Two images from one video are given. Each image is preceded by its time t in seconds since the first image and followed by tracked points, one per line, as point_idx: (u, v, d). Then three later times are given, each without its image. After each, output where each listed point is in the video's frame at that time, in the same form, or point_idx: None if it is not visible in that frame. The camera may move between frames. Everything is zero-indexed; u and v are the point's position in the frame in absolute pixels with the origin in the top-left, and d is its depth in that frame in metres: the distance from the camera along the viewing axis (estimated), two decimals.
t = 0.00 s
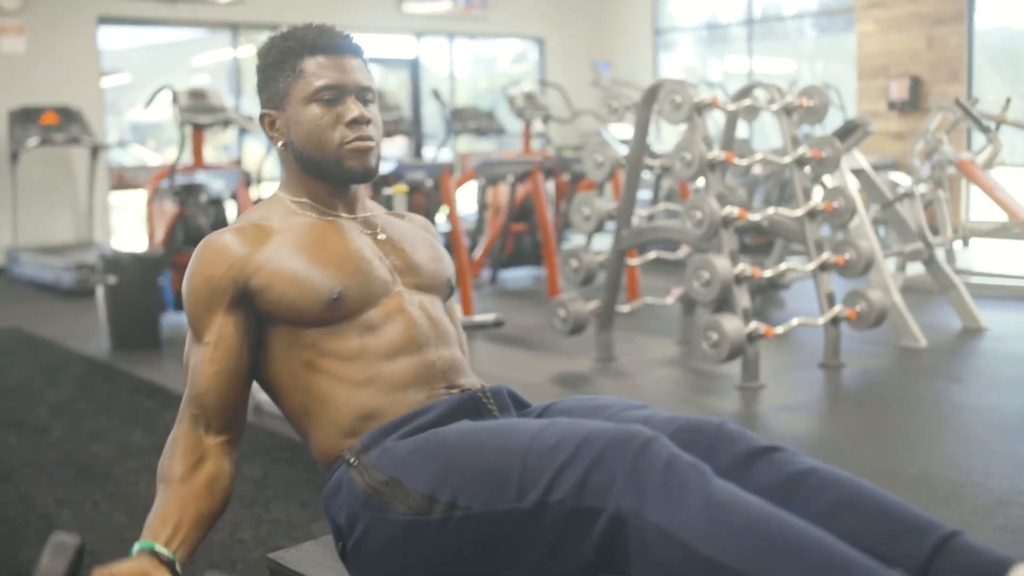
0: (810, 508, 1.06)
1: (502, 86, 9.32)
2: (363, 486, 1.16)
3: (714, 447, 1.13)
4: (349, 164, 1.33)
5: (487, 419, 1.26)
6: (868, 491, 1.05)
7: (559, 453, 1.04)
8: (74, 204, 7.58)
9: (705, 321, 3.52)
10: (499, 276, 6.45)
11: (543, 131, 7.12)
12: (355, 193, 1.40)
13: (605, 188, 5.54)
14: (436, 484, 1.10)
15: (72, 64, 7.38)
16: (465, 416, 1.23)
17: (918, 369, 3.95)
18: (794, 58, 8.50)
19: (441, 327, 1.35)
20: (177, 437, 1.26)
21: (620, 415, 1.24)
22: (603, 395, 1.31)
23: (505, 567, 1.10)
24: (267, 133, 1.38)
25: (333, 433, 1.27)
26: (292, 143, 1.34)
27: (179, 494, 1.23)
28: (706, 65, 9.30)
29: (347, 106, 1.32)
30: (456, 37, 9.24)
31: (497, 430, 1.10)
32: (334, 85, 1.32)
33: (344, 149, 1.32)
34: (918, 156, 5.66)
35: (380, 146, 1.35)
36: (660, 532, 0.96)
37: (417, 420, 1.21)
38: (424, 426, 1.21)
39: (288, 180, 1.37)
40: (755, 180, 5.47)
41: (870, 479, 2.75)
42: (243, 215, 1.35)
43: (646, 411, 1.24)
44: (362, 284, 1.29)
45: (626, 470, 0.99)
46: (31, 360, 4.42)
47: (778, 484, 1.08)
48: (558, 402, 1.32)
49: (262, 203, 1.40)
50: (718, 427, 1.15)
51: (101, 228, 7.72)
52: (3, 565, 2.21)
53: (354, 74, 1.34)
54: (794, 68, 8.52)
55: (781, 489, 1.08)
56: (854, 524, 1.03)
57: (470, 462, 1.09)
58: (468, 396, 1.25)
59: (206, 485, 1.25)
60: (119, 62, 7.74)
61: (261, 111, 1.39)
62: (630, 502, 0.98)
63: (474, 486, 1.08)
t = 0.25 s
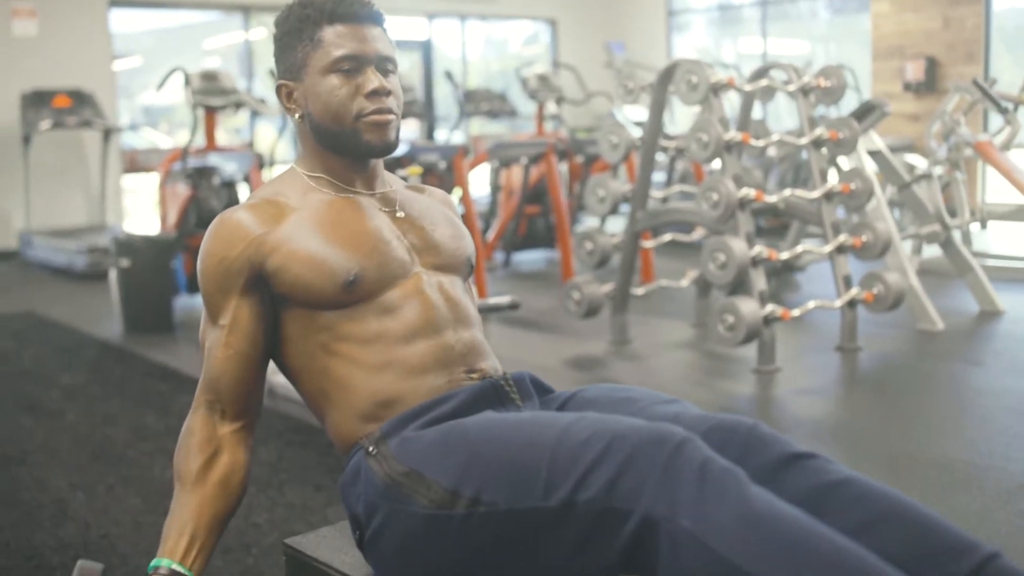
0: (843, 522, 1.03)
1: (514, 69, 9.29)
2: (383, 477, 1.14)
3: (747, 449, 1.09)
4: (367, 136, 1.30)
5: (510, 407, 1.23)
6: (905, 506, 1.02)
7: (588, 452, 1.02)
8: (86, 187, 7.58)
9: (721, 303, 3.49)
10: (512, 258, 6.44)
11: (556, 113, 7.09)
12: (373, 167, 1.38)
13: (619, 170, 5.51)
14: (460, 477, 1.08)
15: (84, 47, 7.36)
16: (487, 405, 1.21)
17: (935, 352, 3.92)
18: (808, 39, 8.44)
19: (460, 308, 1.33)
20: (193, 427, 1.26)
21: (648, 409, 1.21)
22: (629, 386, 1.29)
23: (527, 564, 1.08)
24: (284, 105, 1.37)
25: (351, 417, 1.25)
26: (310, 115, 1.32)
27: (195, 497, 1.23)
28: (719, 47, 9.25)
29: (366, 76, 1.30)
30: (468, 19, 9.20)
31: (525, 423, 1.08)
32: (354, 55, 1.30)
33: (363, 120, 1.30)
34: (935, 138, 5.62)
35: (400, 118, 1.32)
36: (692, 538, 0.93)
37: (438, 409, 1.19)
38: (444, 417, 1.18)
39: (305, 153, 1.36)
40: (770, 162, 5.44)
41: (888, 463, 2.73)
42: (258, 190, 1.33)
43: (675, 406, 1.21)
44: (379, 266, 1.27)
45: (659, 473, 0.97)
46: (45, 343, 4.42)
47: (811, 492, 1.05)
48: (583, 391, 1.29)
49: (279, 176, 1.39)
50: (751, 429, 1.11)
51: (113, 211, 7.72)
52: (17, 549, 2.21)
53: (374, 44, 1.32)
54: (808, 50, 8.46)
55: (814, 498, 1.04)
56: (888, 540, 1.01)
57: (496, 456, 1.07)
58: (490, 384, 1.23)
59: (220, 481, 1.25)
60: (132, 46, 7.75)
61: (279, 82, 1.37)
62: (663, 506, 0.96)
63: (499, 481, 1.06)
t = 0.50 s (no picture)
0: (866, 528, 1.01)
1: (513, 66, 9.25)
2: (390, 481, 1.11)
3: (767, 455, 1.08)
4: (360, 151, 1.28)
5: (520, 411, 1.20)
6: (930, 512, 1.00)
7: (603, 457, 1.00)
8: (84, 184, 7.55)
9: (723, 303, 3.47)
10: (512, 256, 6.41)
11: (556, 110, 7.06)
12: (367, 178, 1.35)
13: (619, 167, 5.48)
14: (470, 482, 1.06)
15: (81, 43, 7.33)
16: (494, 409, 1.19)
17: (938, 351, 3.90)
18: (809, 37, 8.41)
19: (460, 315, 1.30)
20: (192, 415, 1.22)
21: (663, 412, 1.18)
22: (642, 388, 1.26)
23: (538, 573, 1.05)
24: (275, 117, 1.34)
25: (354, 425, 1.22)
26: (303, 127, 1.30)
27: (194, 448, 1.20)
28: (720, 44, 9.22)
29: (360, 91, 1.28)
30: (468, 16, 9.16)
31: (536, 427, 1.06)
32: (348, 67, 1.28)
33: (355, 134, 1.28)
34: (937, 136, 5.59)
35: (392, 132, 1.30)
36: (713, 546, 0.92)
37: (445, 414, 1.16)
38: (451, 420, 1.16)
39: (297, 165, 1.33)
40: (771, 160, 5.41)
41: (893, 463, 2.71)
42: (250, 202, 1.31)
43: (693, 409, 1.18)
44: (374, 272, 1.24)
45: (677, 478, 0.95)
46: (42, 341, 4.39)
47: (833, 498, 1.03)
48: (594, 394, 1.27)
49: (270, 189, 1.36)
50: (771, 433, 1.09)
51: (112, 209, 7.69)
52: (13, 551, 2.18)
53: (368, 56, 1.30)
54: (808, 47, 8.43)
55: (836, 504, 1.03)
56: (913, 547, 0.99)
57: (506, 461, 1.04)
58: (499, 387, 1.20)
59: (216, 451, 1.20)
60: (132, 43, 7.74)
61: (270, 94, 1.34)
62: (681, 512, 0.94)
63: (512, 486, 1.03)
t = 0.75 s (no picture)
0: (876, 522, 0.99)
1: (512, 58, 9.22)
2: (390, 479, 1.09)
3: (773, 449, 1.06)
4: (368, 135, 1.26)
5: (521, 407, 1.19)
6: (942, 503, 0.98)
7: (607, 454, 0.98)
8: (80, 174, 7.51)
9: (724, 298, 3.45)
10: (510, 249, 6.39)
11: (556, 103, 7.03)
12: (375, 163, 1.33)
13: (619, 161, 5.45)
14: (471, 482, 1.03)
15: (78, 31, 7.29)
16: (497, 406, 1.17)
17: (938, 348, 3.88)
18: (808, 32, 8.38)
19: (466, 312, 1.28)
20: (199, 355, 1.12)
21: (667, 408, 1.16)
22: (645, 384, 1.25)
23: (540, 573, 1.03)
24: (282, 100, 1.32)
25: (358, 422, 1.20)
26: (309, 111, 1.28)
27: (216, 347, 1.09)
28: (719, 38, 9.19)
29: (368, 73, 1.25)
30: (467, 7, 9.12)
31: (538, 425, 1.03)
32: (355, 49, 1.26)
33: (363, 119, 1.25)
34: (938, 132, 5.57)
35: (401, 116, 1.28)
36: (721, 543, 0.89)
37: (447, 410, 1.14)
38: (454, 416, 1.14)
39: (304, 150, 1.31)
40: (772, 155, 5.38)
41: (892, 462, 2.69)
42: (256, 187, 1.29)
43: (696, 404, 1.16)
44: (384, 266, 1.22)
45: (683, 477, 0.93)
46: (37, 332, 4.36)
47: (842, 491, 1.01)
48: (596, 390, 1.25)
49: (277, 173, 1.34)
50: (777, 427, 1.08)
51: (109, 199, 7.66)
52: (6, 545, 2.16)
53: (376, 38, 1.27)
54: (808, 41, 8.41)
55: (845, 498, 1.00)
56: (925, 540, 0.96)
57: (508, 458, 1.02)
58: (502, 384, 1.18)
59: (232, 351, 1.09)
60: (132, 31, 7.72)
61: (276, 76, 1.32)
62: (688, 511, 0.91)
63: (514, 485, 1.01)
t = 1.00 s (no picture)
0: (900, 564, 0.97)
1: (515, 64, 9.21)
2: (404, 496, 1.08)
3: (798, 479, 1.05)
4: (390, 141, 1.24)
5: (538, 423, 1.18)
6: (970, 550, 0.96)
7: (628, 478, 0.96)
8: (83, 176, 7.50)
9: (730, 307, 3.43)
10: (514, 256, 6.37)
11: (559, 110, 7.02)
12: (392, 170, 1.32)
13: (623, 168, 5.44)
14: (488, 500, 1.02)
15: (81, 34, 7.28)
16: (513, 422, 1.16)
17: (945, 359, 3.87)
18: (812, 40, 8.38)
19: (481, 322, 1.27)
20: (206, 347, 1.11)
21: (687, 429, 1.15)
22: (663, 403, 1.23)
23: None
24: (302, 102, 1.31)
25: (368, 432, 1.18)
26: (329, 114, 1.26)
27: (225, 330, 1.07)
28: (723, 45, 9.18)
29: (392, 79, 1.24)
30: (470, 13, 9.11)
31: (557, 445, 1.02)
32: (380, 54, 1.24)
33: (386, 124, 1.24)
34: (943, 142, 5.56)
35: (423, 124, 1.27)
36: None
37: (466, 422, 1.13)
38: (469, 431, 1.12)
39: (324, 153, 1.30)
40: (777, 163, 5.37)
41: (900, 473, 2.67)
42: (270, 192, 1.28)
43: (717, 428, 1.15)
44: (398, 273, 1.21)
45: (707, 507, 0.91)
46: (39, 335, 4.34)
47: (866, 529, 0.99)
48: (613, 408, 1.24)
49: (293, 177, 1.33)
50: (803, 458, 1.06)
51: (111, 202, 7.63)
52: (8, 550, 2.14)
53: (401, 44, 1.26)
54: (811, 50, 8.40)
55: (870, 536, 0.99)
56: None
57: (526, 477, 1.00)
58: (518, 399, 1.17)
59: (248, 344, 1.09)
60: (132, 34, 7.73)
61: (296, 79, 1.31)
62: (709, 542, 0.90)
63: (532, 505, 0.99)
